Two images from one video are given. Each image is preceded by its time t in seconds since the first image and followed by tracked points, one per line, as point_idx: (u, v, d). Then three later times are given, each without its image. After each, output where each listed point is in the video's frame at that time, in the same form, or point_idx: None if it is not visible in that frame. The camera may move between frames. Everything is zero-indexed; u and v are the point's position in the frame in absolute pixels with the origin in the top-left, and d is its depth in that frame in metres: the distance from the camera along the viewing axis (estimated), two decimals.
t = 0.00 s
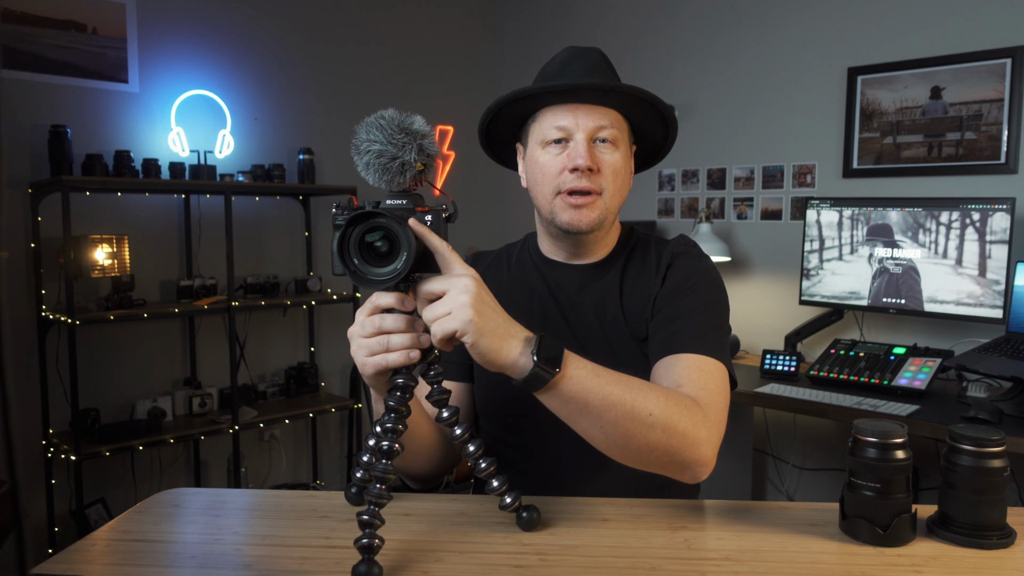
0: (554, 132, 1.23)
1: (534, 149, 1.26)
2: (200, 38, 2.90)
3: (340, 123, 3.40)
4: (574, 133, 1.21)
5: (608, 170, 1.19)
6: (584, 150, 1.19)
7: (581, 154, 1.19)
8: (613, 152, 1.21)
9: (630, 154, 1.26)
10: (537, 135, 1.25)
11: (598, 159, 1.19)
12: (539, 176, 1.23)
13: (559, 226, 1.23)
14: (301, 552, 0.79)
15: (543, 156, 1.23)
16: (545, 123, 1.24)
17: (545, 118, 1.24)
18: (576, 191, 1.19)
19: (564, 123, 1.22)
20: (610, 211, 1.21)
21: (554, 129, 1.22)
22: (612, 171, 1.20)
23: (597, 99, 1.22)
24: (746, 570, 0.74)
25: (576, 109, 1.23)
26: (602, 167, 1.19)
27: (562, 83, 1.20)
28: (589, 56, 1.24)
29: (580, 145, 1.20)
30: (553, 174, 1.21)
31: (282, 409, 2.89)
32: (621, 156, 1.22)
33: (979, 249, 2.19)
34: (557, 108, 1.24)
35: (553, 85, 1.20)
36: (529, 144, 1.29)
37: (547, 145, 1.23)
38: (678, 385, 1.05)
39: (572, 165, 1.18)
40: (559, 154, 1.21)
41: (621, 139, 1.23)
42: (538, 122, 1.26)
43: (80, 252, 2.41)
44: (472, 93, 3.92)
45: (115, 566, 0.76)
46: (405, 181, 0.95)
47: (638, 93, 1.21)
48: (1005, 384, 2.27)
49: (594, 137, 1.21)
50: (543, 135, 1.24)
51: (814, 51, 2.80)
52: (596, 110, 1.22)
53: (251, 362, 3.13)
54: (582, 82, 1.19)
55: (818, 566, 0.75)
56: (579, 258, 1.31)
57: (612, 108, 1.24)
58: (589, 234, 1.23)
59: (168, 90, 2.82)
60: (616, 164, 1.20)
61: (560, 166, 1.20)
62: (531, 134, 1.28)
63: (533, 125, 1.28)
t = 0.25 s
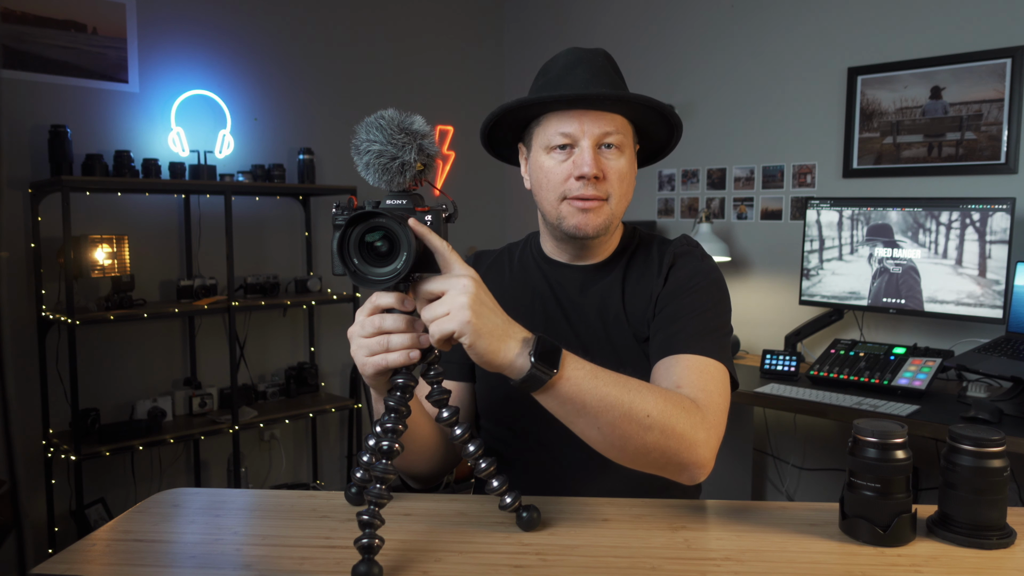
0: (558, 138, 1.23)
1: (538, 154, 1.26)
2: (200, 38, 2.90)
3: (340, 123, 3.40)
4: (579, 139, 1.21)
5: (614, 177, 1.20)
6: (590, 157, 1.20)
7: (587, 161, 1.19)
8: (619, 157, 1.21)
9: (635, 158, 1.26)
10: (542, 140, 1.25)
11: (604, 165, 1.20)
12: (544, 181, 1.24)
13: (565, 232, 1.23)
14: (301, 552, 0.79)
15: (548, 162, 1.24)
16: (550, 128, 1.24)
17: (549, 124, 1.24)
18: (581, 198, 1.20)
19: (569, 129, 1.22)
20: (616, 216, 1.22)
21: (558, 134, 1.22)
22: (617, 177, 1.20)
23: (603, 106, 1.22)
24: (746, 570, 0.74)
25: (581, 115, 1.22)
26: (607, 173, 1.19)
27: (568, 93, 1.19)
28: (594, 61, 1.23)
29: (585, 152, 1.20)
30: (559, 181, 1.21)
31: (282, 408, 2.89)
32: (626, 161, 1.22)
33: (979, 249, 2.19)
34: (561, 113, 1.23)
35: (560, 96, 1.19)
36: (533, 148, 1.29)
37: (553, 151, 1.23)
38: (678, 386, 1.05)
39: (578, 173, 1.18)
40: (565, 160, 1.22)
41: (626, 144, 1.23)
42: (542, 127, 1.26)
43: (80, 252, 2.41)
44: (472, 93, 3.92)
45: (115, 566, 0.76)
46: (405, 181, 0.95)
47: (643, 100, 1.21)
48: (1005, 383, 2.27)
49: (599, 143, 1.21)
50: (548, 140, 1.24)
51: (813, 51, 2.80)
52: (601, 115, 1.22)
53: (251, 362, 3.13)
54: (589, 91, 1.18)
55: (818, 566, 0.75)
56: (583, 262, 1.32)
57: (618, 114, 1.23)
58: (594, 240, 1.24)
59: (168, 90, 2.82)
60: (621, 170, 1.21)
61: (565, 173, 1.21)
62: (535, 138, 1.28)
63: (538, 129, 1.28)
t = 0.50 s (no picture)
0: (559, 138, 1.23)
1: (539, 154, 1.26)
2: (200, 38, 2.89)
3: (340, 123, 3.40)
4: (580, 138, 1.21)
5: (615, 176, 1.20)
6: (591, 156, 1.20)
7: (588, 160, 1.19)
8: (620, 157, 1.21)
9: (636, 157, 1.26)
10: (543, 140, 1.25)
11: (605, 165, 1.20)
12: (545, 181, 1.24)
13: (567, 231, 1.23)
14: (301, 552, 0.79)
15: (549, 162, 1.24)
16: (550, 128, 1.24)
17: (550, 124, 1.24)
18: (583, 197, 1.20)
19: (570, 129, 1.22)
20: (617, 216, 1.22)
21: (559, 134, 1.23)
22: (618, 176, 1.20)
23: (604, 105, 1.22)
24: (746, 570, 0.74)
25: (581, 114, 1.22)
26: (609, 173, 1.19)
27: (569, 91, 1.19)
28: (596, 60, 1.24)
29: (586, 152, 1.20)
30: (560, 181, 1.21)
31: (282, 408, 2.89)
32: (627, 161, 1.22)
33: (979, 249, 2.19)
34: (562, 113, 1.23)
35: (561, 94, 1.19)
36: (533, 148, 1.29)
37: (553, 151, 1.23)
38: (679, 384, 1.05)
39: (579, 173, 1.18)
40: (566, 160, 1.22)
41: (627, 144, 1.23)
42: (543, 127, 1.26)
43: (80, 252, 2.41)
44: (472, 93, 3.92)
45: (115, 566, 0.76)
46: (405, 181, 0.95)
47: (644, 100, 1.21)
48: (1005, 383, 2.27)
49: (600, 142, 1.21)
50: (549, 140, 1.24)
51: (813, 51, 2.80)
52: (601, 115, 1.22)
53: (251, 362, 3.13)
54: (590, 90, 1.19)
55: (818, 566, 0.75)
56: (585, 261, 1.32)
57: (619, 113, 1.23)
58: (596, 239, 1.24)
59: (168, 90, 2.82)
60: (622, 169, 1.21)
61: (566, 173, 1.21)
62: (536, 138, 1.28)
63: (539, 129, 1.28)
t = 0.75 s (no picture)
0: (558, 134, 1.23)
1: (538, 150, 1.26)
2: (200, 38, 2.89)
3: (340, 123, 3.40)
4: (579, 134, 1.22)
5: (614, 171, 1.20)
6: (590, 151, 1.20)
7: (587, 155, 1.19)
8: (619, 153, 1.21)
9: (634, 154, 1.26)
10: (542, 136, 1.25)
11: (604, 160, 1.20)
12: (544, 176, 1.24)
13: (565, 226, 1.23)
14: (301, 552, 0.79)
15: (548, 158, 1.24)
16: (550, 124, 1.24)
17: (550, 120, 1.24)
18: (582, 191, 1.19)
19: (569, 125, 1.22)
20: (616, 211, 1.22)
21: (559, 130, 1.23)
22: (618, 172, 1.20)
23: (603, 101, 1.23)
24: (746, 570, 0.74)
25: (581, 110, 1.22)
26: (607, 167, 1.19)
27: (567, 85, 1.19)
28: (594, 57, 1.24)
29: (586, 147, 1.20)
30: (559, 176, 1.21)
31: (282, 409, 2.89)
32: (626, 156, 1.22)
33: (979, 249, 2.19)
34: (562, 109, 1.23)
35: (559, 89, 1.19)
36: (533, 145, 1.29)
37: (553, 147, 1.23)
38: (680, 386, 1.05)
39: (578, 167, 1.18)
40: (565, 156, 1.22)
41: (626, 140, 1.23)
42: (543, 123, 1.26)
43: (80, 252, 2.41)
44: (472, 93, 3.92)
45: (115, 566, 0.76)
46: (405, 181, 0.95)
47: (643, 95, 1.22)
48: (1005, 383, 2.27)
49: (599, 138, 1.22)
50: (548, 136, 1.24)
51: (813, 51, 2.80)
52: (601, 111, 1.22)
53: (251, 362, 3.13)
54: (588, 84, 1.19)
55: (817, 566, 0.75)
56: (584, 258, 1.32)
57: (617, 110, 1.24)
58: (595, 235, 1.23)
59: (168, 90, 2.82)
60: (621, 164, 1.21)
61: (565, 168, 1.21)
62: (536, 135, 1.28)
63: (538, 125, 1.28)
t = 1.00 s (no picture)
0: (557, 130, 1.23)
1: (538, 148, 1.26)
2: (200, 38, 2.89)
3: (341, 124, 3.40)
4: (578, 130, 1.22)
5: (613, 166, 1.20)
6: (589, 147, 1.20)
7: (586, 150, 1.19)
8: (618, 149, 1.21)
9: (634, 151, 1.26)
10: (541, 133, 1.25)
11: (603, 156, 1.20)
12: (544, 173, 1.24)
13: (564, 223, 1.22)
14: (301, 552, 0.79)
15: (547, 155, 1.24)
16: (549, 121, 1.24)
17: (549, 117, 1.25)
18: (581, 187, 1.19)
19: (568, 121, 1.22)
20: (616, 207, 1.21)
21: (558, 126, 1.23)
22: (617, 167, 1.20)
23: (601, 97, 1.23)
24: (746, 570, 0.74)
25: (579, 107, 1.23)
26: (607, 163, 1.19)
27: (565, 81, 1.19)
28: (592, 54, 1.24)
29: (585, 143, 1.20)
30: (558, 172, 1.21)
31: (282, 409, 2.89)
32: (625, 152, 1.22)
33: (978, 249, 2.19)
34: (561, 106, 1.24)
35: (557, 84, 1.19)
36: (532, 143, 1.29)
37: (551, 144, 1.23)
38: (681, 385, 1.05)
39: (578, 162, 1.18)
40: (564, 152, 1.22)
41: (625, 136, 1.23)
42: (541, 121, 1.26)
43: (80, 252, 2.41)
44: (472, 93, 3.92)
45: (115, 566, 0.76)
46: (405, 181, 0.95)
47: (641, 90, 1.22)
48: (1004, 383, 2.27)
49: (598, 134, 1.22)
50: (548, 133, 1.24)
51: (813, 51, 2.80)
52: (599, 107, 1.22)
53: (251, 362, 3.13)
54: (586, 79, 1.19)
55: (817, 566, 0.75)
56: (584, 256, 1.31)
57: (616, 106, 1.24)
58: (594, 231, 1.23)
59: (168, 90, 2.82)
60: (620, 160, 1.21)
61: (564, 164, 1.20)
62: (535, 132, 1.28)
63: (537, 123, 1.28)
